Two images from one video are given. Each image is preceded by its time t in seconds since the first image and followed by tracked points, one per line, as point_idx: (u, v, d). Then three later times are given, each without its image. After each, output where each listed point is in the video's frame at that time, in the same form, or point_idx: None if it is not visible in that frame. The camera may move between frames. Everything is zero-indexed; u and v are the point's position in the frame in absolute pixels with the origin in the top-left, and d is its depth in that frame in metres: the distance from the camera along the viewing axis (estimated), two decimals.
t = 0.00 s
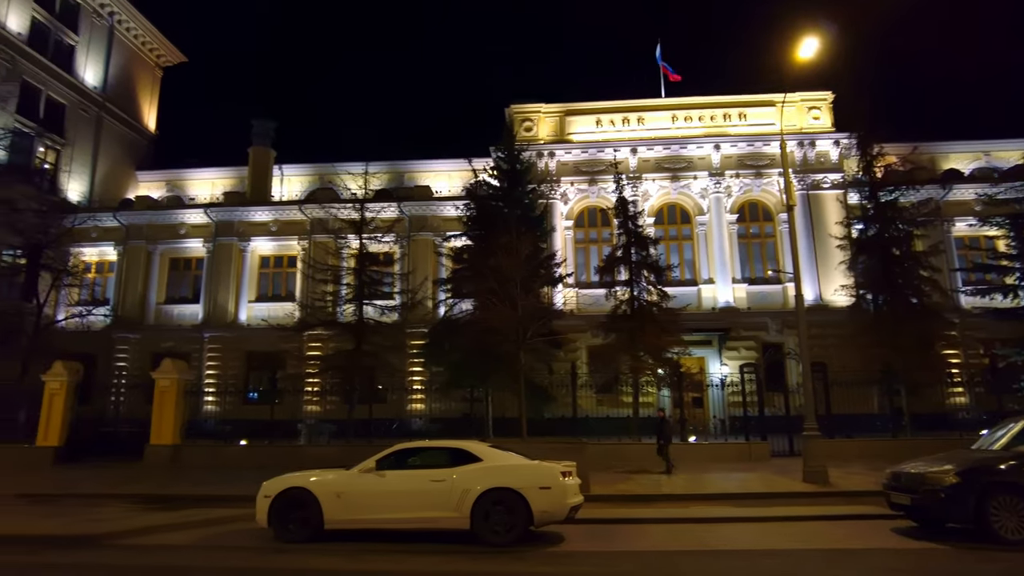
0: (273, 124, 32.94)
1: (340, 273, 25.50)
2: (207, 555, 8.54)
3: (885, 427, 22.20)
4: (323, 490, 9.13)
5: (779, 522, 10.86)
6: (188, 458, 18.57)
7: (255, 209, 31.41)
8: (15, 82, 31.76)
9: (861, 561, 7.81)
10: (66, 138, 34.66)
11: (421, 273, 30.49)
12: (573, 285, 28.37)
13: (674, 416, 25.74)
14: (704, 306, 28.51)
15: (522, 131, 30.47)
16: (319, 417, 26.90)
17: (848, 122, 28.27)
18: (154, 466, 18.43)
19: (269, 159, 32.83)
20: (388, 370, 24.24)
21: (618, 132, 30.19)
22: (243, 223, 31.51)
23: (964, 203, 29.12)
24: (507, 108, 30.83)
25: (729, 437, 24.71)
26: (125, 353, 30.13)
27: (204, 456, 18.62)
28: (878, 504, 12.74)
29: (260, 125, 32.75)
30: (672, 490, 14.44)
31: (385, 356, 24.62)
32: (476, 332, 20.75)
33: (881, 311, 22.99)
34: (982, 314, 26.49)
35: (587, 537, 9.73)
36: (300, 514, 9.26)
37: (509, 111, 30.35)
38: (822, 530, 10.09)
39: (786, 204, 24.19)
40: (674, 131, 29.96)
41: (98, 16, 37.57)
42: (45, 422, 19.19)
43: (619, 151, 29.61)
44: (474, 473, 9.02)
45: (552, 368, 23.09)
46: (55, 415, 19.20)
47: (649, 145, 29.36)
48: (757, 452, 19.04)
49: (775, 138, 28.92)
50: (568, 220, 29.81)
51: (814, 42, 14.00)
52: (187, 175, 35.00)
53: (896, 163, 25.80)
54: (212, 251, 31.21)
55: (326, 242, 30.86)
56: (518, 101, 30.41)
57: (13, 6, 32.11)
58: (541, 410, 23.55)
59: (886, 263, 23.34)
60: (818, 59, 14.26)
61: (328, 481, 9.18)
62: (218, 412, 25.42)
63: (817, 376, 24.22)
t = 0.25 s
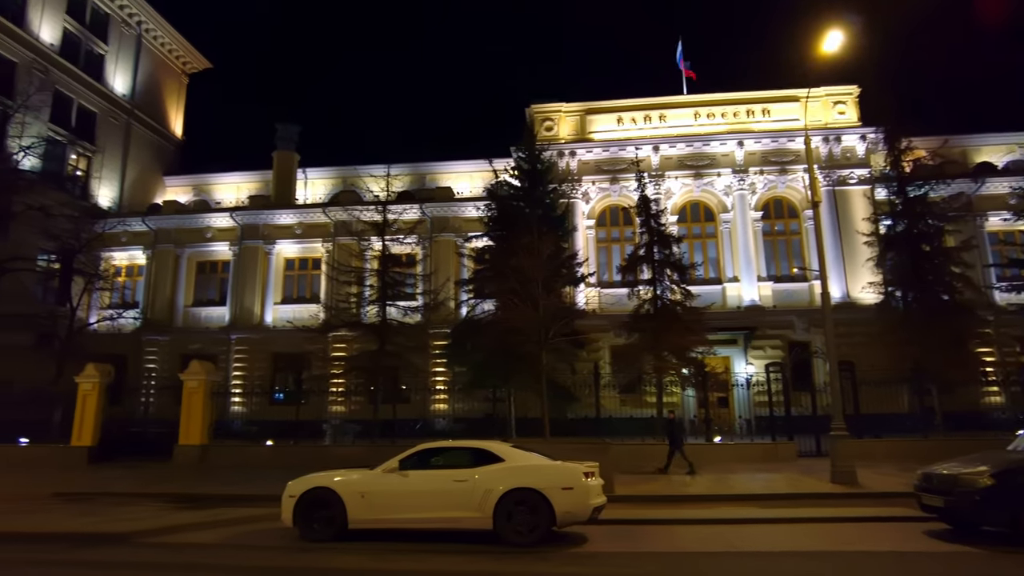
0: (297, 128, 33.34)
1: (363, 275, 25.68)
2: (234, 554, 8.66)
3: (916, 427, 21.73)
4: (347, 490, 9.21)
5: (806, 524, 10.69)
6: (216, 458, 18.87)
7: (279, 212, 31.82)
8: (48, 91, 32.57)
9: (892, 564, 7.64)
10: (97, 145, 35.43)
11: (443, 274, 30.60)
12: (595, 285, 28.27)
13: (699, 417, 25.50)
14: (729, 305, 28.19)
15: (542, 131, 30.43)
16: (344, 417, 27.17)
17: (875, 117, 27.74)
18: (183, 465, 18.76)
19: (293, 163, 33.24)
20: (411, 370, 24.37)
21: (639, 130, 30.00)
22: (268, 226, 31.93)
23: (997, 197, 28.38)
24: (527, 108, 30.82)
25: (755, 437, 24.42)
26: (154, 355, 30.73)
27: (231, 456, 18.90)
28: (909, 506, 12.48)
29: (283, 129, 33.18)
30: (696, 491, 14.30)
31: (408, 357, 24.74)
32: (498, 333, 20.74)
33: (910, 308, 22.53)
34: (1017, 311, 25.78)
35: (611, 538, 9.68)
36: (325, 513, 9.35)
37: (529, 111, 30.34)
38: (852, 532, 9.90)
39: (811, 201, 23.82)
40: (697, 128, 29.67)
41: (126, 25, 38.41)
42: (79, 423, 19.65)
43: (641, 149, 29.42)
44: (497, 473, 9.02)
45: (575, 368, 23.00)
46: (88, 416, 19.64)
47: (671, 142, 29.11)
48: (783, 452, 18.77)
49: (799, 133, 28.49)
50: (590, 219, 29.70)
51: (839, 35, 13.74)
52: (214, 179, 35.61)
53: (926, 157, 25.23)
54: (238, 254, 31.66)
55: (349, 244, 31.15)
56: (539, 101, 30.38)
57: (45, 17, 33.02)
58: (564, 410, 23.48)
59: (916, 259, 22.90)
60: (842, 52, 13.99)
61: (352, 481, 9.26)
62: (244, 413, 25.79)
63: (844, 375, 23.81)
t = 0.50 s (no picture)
0: (320, 132, 33.71)
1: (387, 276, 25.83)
2: (260, 553, 8.77)
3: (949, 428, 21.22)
4: (371, 491, 9.28)
5: (835, 526, 10.48)
6: (243, 458, 19.16)
7: (304, 215, 32.18)
8: (80, 101, 33.40)
9: (924, 567, 7.46)
10: (127, 153, 36.24)
11: (466, 274, 30.68)
12: (618, 285, 28.13)
13: (725, 417, 25.22)
14: (755, 303, 27.82)
15: (564, 130, 30.35)
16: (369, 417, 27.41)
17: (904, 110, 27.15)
18: (212, 465, 19.08)
19: (317, 167, 33.62)
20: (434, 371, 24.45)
21: (661, 128, 29.76)
22: (293, 229, 32.31)
23: None
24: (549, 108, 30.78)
25: (782, 438, 24.06)
26: (183, 357, 31.32)
27: (258, 456, 19.17)
28: (942, 508, 12.17)
29: (307, 133, 33.57)
30: (722, 492, 14.13)
31: (431, 358, 24.83)
32: (520, 333, 20.70)
33: (942, 306, 22.00)
34: None
35: (635, 540, 9.60)
36: (349, 513, 9.42)
37: (550, 111, 30.28)
38: (883, 535, 9.69)
39: (838, 197, 23.41)
40: (720, 125, 29.34)
41: (154, 35, 39.25)
42: (111, 424, 20.09)
43: (663, 146, 29.18)
44: (519, 474, 9.01)
45: (599, 369, 22.93)
46: (120, 418, 20.08)
47: (695, 139, 28.81)
48: (812, 453, 18.47)
49: (826, 129, 28.02)
50: (612, 218, 29.53)
51: (865, 28, 13.43)
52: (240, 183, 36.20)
53: (957, 150, 24.62)
54: (264, 257, 32.08)
55: (373, 246, 31.42)
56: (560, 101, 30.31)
57: (77, 29, 33.89)
58: (587, 410, 23.39)
59: (948, 256, 22.40)
60: (869, 45, 13.68)
61: (376, 482, 9.32)
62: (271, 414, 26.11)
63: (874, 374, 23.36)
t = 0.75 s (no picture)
0: (345, 135, 34.08)
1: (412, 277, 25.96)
2: (289, 552, 8.88)
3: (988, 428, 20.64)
4: (397, 490, 9.33)
5: (869, 528, 10.26)
6: (272, 458, 19.43)
7: (331, 218, 32.52)
8: (113, 109, 34.23)
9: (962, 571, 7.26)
10: (157, 159, 37.00)
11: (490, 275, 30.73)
12: (643, 283, 27.93)
13: (753, 417, 24.86)
14: (784, 301, 27.37)
15: (587, 129, 30.21)
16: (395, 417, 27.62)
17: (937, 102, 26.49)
18: (242, 465, 19.38)
19: (343, 170, 33.98)
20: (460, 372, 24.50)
21: (686, 125, 29.46)
22: (320, 232, 32.69)
23: None
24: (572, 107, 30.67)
25: (813, 437, 23.65)
26: (214, 359, 31.88)
27: (287, 455, 19.43)
28: (979, 510, 11.85)
29: (332, 137, 33.93)
30: (750, 492, 13.93)
31: (456, 358, 24.90)
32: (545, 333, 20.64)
33: (979, 302, 21.41)
34: None
35: (662, 541, 9.50)
36: (375, 512, 9.49)
37: (573, 110, 30.18)
38: (918, 537, 9.46)
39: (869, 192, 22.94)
40: (746, 120, 28.95)
41: (183, 43, 40.06)
42: (144, 424, 20.52)
43: (688, 143, 28.87)
44: (544, 473, 8.98)
45: (625, 368, 22.83)
46: (152, 418, 20.49)
47: (720, 136, 28.47)
48: (843, 453, 18.15)
49: (855, 123, 27.48)
50: (637, 217, 29.32)
51: (895, 18, 13.05)
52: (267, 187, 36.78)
53: (993, 142, 23.93)
54: (292, 259, 32.51)
55: (398, 248, 31.65)
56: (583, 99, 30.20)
57: (109, 39, 34.71)
58: (613, 411, 23.25)
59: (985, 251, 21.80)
60: (898, 36, 13.29)
61: (402, 482, 9.37)
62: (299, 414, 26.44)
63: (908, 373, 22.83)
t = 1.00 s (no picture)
0: (374, 138, 34.41)
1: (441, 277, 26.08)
2: (321, 549, 8.98)
3: None
4: (427, 489, 9.37)
5: (909, 530, 9.98)
6: (305, 457, 19.71)
7: (361, 220, 32.86)
8: (148, 116, 35.08)
9: None
10: (191, 164, 37.80)
11: (519, 274, 30.73)
12: (673, 281, 27.66)
13: (788, 416, 24.42)
14: (818, 298, 26.85)
15: (615, 126, 30.01)
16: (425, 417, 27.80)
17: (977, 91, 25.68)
18: (276, 464, 19.70)
19: (372, 172, 34.32)
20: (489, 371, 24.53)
21: (716, 120, 29.07)
22: (350, 234, 33.07)
23: None
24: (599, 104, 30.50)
25: (850, 437, 23.14)
26: (248, 360, 32.46)
27: (319, 454, 19.69)
28: None
29: (361, 139, 34.29)
30: (784, 493, 13.68)
31: (484, 358, 24.94)
32: (574, 332, 20.55)
33: None
34: None
35: (694, 542, 9.38)
36: (406, 511, 9.54)
37: (601, 107, 30.01)
38: (960, 540, 9.17)
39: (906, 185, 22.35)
40: (777, 114, 28.44)
41: (215, 50, 40.91)
42: (181, 424, 20.98)
43: (718, 139, 28.48)
44: (574, 473, 8.93)
45: (656, 367, 22.72)
46: (189, 418, 20.94)
47: (750, 130, 28.03)
48: (880, 453, 17.78)
49: (890, 114, 26.80)
50: (666, 214, 29.01)
51: (932, 6, 12.61)
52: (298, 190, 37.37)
53: None
54: (323, 261, 32.95)
55: (427, 248, 31.86)
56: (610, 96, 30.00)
57: (144, 48, 35.61)
58: (644, 411, 23.06)
59: None
60: (935, 25, 12.85)
61: (432, 481, 9.41)
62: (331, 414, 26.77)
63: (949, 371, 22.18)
